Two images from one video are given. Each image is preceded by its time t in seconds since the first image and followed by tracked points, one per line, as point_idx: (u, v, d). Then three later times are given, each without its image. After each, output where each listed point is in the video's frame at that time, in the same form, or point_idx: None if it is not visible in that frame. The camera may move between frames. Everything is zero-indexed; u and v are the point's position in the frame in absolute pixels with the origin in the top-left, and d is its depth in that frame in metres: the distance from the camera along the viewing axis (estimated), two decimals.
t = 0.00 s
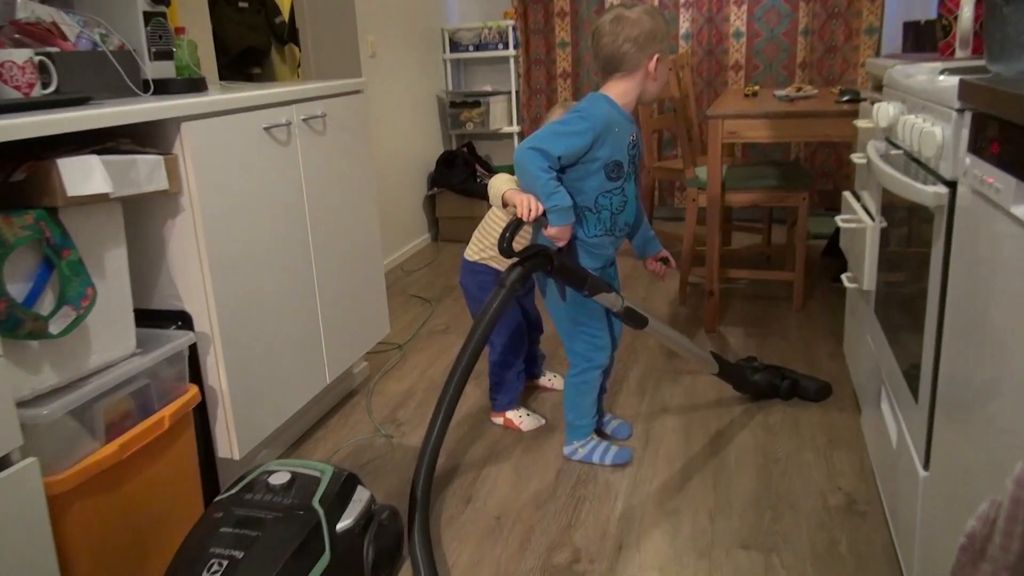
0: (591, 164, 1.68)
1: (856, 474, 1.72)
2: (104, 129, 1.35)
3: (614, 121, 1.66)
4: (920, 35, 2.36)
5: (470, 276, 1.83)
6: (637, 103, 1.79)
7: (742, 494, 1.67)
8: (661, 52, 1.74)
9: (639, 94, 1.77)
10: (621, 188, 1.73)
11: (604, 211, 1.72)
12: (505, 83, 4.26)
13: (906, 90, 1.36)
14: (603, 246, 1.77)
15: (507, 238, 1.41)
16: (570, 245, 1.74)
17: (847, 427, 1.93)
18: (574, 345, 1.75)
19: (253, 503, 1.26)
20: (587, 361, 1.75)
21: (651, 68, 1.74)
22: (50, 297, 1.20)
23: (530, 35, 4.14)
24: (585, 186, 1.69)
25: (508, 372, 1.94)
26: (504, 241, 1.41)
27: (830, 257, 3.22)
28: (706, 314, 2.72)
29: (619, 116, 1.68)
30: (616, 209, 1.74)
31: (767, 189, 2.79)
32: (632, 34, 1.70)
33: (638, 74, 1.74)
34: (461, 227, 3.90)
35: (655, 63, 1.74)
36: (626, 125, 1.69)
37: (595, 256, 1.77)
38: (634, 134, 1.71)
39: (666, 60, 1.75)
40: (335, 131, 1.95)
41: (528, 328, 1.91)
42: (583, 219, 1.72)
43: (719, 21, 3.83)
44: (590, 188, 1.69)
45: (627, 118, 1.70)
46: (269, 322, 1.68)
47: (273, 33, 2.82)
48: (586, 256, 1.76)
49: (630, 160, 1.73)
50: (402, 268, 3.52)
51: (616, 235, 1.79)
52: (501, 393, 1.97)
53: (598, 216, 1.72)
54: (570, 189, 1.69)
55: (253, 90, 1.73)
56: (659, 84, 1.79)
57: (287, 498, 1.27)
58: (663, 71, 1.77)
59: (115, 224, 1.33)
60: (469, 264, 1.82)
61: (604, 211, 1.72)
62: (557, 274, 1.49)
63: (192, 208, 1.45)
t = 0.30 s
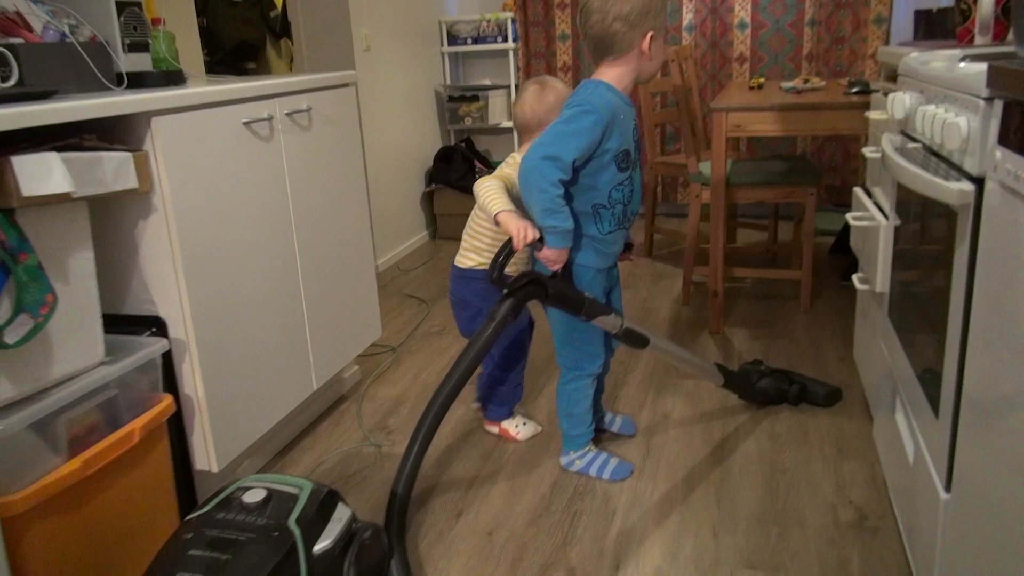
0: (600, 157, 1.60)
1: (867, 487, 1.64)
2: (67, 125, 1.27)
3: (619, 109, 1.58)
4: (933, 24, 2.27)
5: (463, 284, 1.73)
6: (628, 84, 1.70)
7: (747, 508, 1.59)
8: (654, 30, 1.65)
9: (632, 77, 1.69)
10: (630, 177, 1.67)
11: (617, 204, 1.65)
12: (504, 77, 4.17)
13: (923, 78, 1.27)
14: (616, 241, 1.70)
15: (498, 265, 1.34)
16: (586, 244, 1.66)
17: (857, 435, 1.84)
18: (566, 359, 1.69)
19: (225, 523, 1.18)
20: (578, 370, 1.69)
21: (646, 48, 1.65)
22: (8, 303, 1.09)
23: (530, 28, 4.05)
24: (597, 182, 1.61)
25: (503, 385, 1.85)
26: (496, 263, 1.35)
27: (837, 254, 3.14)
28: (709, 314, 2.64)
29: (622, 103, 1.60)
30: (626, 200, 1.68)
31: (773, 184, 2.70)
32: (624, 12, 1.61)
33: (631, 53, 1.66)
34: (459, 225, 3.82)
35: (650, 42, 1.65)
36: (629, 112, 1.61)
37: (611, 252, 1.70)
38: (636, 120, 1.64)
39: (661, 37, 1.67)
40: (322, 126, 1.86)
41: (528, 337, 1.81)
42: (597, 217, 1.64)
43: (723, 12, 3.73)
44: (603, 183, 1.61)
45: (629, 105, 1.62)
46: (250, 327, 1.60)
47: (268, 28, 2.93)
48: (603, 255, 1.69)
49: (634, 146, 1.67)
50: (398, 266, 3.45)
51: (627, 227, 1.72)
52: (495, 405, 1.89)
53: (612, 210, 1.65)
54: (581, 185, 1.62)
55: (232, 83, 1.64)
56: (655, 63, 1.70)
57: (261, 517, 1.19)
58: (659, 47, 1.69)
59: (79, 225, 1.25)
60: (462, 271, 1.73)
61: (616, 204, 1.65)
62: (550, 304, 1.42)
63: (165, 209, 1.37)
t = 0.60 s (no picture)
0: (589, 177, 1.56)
1: (847, 524, 1.59)
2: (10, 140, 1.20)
3: (608, 128, 1.55)
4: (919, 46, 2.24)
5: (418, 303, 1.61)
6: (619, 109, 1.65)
7: (723, 546, 1.54)
8: (644, 55, 1.60)
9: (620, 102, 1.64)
10: (618, 199, 1.62)
11: (604, 224, 1.60)
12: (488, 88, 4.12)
13: (912, 109, 1.22)
14: (602, 262, 1.64)
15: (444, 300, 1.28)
16: (570, 264, 1.59)
17: (838, 467, 1.79)
18: (533, 379, 1.64)
19: (168, 566, 1.09)
20: (546, 390, 1.64)
21: (637, 71, 1.60)
22: None
23: (514, 39, 4.02)
24: (585, 201, 1.57)
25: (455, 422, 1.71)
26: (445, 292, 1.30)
27: (820, 275, 3.10)
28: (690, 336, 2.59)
29: (610, 123, 1.57)
30: (614, 221, 1.63)
31: (757, 205, 2.65)
32: (612, 41, 1.56)
33: (622, 76, 1.60)
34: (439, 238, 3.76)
35: (639, 66, 1.60)
36: (617, 131, 1.59)
37: (597, 274, 1.64)
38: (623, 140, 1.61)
39: (650, 63, 1.62)
40: (291, 141, 1.79)
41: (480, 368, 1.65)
42: (586, 237, 1.59)
43: (709, 27, 3.70)
44: (591, 202, 1.57)
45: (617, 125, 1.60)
46: (207, 352, 1.53)
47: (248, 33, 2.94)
48: (589, 275, 1.62)
49: (624, 168, 1.63)
50: (376, 279, 3.38)
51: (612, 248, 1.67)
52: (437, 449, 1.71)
53: (599, 230, 1.60)
54: (569, 205, 1.57)
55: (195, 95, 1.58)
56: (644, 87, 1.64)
57: (208, 559, 1.11)
58: (648, 70, 1.64)
59: (21, 247, 1.17)
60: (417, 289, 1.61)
61: (604, 224, 1.61)
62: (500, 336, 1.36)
63: (115, 228, 1.30)
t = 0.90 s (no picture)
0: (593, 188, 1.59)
1: (835, 568, 1.56)
2: None
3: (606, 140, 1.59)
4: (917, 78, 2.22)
5: (385, 353, 1.55)
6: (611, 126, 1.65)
7: None
8: (630, 78, 1.60)
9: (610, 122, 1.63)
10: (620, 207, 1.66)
11: (610, 233, 1.63)
12: (485, 104, 4.11)
13: (903, 154, 1.21)
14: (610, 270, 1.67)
15: (449, 304, 1.24)
16: (583, 273, 1.61)
17: (827, 505, 1.77)
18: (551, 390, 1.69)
19: None
20: (564, 400, 1.68)
21: (625, 91, 1.59)
22: None
23: (513, 56, 3.98)
24: (590, 211, 1.60)
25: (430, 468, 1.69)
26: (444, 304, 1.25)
27: (815, 301, 3.09)
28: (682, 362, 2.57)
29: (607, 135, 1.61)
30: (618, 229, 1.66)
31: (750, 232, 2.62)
32: (599, 63, 1.56)
33: (609, 96, 1.59)
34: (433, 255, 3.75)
35: (626, 87, 1.60)
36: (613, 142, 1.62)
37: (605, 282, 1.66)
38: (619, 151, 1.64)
39: (637, 82, 1.61)
40: (279, 163, 1.77)
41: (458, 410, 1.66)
42: (593, 245, 1.61)
43: (709, 48, 3.68)
44: (596, 212, 1.60)
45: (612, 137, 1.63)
46: (190, 379, 1.51)
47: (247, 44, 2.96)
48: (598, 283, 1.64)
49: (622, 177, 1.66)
50: (368, 297, 3.36)
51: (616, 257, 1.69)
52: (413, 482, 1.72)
53: (606, 238, 1.63)
54: (575, 215, 1.59)
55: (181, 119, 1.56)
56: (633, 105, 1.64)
57: None
58: (636, 90, 1.63)
59: None
60: (385, 338, 1.55)
61: (608, 233, 1.63)
62: (507, 343, 1.34)
63: (95, 256, 1.28)
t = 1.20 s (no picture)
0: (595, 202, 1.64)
1: None
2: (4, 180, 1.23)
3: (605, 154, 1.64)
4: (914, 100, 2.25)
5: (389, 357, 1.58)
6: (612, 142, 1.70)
7: None
8: (631, 97, 1.64)
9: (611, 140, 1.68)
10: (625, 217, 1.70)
11: (616, 243, 1.68)
12: (490, 116, 4.16)
13: (892, 181, 1.24)
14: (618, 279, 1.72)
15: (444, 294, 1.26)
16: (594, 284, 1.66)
17: (819, 521, 1.80)
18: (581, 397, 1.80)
19: None
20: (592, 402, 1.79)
21: (625, 110, 1.64)
22: None
23: (518, 69, 4.04)
24: (595, 223, 1.65)
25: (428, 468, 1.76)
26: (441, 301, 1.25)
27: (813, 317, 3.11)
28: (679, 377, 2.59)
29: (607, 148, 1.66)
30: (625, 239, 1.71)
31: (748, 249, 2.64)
32: (600, 82, 1.61)
33: (609, 115, 1.64)
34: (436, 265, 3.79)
35: (624, 106, 1.64)
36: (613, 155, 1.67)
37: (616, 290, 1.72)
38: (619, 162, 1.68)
39: (639, 103, 1.66)
40: (285, 177, 1.81)
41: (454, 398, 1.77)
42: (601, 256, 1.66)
43: (712, 66, 3.72)
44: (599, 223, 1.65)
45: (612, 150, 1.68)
46: (194, 386, 1.54)
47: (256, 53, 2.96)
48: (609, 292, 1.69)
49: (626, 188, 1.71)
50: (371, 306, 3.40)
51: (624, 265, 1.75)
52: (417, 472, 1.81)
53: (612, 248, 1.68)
54: (581, 228, 1.64)
55: (191, 133, 1.60)
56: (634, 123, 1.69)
57: None
58: (636, 109, 1.68)
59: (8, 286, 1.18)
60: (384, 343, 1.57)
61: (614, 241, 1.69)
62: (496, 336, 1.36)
63: (104, 265, 1.31)
